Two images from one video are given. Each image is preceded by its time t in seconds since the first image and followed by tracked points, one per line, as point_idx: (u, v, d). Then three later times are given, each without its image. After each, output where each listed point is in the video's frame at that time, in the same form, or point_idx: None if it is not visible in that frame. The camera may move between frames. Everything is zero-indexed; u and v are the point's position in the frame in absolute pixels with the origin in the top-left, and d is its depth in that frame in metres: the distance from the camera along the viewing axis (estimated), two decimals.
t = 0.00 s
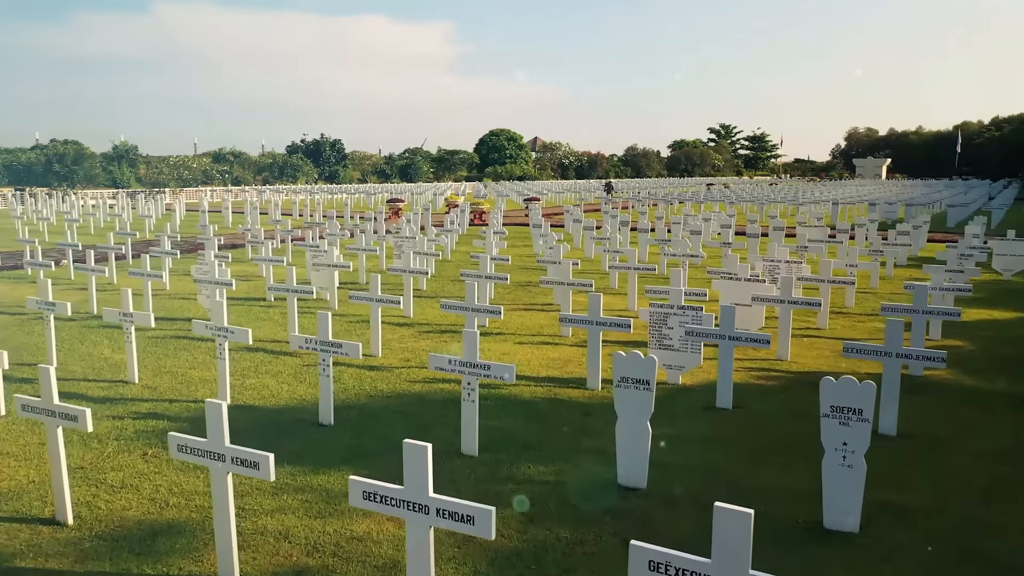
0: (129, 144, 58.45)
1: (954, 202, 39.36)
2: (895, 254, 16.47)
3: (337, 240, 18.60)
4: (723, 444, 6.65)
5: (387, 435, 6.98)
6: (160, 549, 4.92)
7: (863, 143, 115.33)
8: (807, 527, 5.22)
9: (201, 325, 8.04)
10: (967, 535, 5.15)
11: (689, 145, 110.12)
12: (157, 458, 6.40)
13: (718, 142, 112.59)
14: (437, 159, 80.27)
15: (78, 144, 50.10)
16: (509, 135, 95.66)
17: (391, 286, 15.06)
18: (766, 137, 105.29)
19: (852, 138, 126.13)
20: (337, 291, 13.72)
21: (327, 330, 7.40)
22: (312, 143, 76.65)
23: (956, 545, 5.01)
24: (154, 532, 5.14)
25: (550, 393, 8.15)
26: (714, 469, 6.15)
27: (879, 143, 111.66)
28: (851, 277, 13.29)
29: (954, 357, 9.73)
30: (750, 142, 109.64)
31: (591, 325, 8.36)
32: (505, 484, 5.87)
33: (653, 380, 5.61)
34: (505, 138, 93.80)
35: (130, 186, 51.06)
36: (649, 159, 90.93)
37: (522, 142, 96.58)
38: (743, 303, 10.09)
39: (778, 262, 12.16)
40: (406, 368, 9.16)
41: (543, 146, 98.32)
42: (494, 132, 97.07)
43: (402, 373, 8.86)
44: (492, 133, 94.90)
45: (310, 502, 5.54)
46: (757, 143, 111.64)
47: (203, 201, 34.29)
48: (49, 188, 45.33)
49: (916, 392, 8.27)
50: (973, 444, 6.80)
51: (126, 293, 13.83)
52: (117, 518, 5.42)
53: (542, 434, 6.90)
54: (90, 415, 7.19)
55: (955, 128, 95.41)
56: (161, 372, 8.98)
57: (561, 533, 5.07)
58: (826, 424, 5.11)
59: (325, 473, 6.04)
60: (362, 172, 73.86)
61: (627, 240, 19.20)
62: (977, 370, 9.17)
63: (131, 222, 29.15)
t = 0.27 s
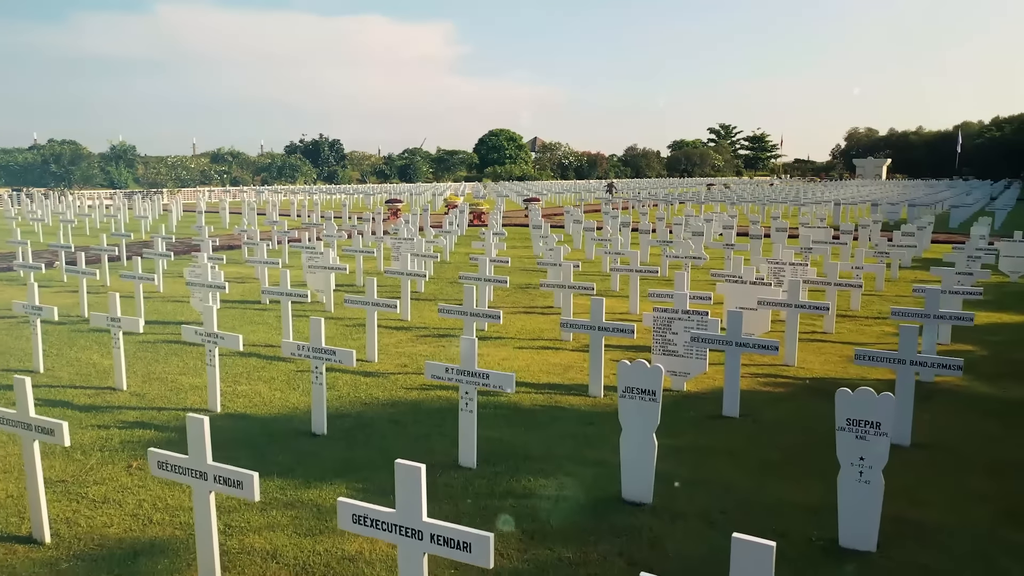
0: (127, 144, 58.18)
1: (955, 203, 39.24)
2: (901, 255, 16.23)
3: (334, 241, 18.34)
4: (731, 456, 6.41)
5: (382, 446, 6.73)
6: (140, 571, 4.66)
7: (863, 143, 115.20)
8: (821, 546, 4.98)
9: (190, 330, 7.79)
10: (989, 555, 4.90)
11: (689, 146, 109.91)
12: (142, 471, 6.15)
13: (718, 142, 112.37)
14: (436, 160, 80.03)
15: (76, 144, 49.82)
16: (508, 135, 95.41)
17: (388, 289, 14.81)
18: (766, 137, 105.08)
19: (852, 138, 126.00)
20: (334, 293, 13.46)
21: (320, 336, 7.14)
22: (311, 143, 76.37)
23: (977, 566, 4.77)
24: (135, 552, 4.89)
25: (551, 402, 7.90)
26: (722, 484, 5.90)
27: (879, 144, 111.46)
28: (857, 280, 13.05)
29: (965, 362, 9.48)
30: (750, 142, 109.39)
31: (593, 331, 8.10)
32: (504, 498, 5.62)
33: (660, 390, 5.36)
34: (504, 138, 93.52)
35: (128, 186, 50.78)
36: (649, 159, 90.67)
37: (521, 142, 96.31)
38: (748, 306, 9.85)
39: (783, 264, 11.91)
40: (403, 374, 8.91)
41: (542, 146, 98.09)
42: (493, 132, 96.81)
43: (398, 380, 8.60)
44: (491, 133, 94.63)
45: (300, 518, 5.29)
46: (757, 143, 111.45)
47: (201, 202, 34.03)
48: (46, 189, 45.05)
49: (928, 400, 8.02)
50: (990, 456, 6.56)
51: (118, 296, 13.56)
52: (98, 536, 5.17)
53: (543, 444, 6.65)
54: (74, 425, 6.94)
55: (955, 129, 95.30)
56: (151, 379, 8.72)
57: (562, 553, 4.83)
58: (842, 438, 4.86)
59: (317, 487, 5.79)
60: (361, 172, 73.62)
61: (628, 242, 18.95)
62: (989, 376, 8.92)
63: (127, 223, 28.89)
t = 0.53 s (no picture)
0: (125, 144, 57.95)
1: (957, 203, 39.05)
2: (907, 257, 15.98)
3: (331, 243, 18.08)
4: (740, 468, 6.15)
5: (377, 456, 6.47)
6: None
7: (864, 143, 115.02)
8: (837, 566, 4.73)
9: (179, 336, 7.53)
10: None
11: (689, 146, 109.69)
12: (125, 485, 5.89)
13: (718, 142, 112.18)
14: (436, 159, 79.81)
15: (73, 144, 49.58)
16: (508, 135, 95.18)
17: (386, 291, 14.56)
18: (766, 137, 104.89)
19: (852, 138, 125.87)
20: (330, 296, 13.20)
21: (313, 343, 6.88)
22: (310, 143, 76.13)
23: None
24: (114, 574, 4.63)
25: (553, 410, 7.65)
26: (732, 499, 5.64)
27: (879, 144, 111.28)
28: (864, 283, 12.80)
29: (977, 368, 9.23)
30: (750, 142, 109.18)
31: (596, 336, 7.86)
32: (504, 514, 5.36)
33: (667, 402, 5.11)
34: (504, 138, 93.26)
35: (126, 186, 50.54)
36: (649, 159, 90.43)
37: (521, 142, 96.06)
38: (753, 310, 9.60)
39: (789, 266, 11.66)
40: (399, 380, 8.65)
41: (542, 146, 97.88)
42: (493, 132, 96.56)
43: (395, 387, 8.35)
44: (491, 133, 94.37)
45: (289, 537, 5.03)
46: (757, 143, 111.28)
47: (198, 202, 33.81)
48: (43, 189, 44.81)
49: (941, 408, 7.77)
50: (1008, 468, 6.31)
51: (110, 299, 13.31)
52: (76, 555, 4.91)
53: (545, 456, 6.40)
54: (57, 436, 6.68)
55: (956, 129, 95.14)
56: (139, 386, 8.46)
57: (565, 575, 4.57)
58: (860, 454, 4.61)
59: (307, 503, 5.54)
60: (360, 172, 73.37)
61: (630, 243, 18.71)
62: (1002, 383, 8.67)
63: (123, 224, 28.64)
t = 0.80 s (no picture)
0: (122, 144, 57.67)
1: (959, 204, 38.85)
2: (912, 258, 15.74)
3: (328, 245, 17.82)
4: (750, 482, 5.91)
5: (371, 468, 6.21)
6: None
7: (864, 143, 114.82)
8: None
9: (167, 343, 7.28)
10: None
11: (689, 146, 109.44)
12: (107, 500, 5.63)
13: (718, 143, 111.99)
14: (436, 159, 79.69)
15: (70, 144, 49.29)
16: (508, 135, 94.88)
17: (383, 294, 14.31)
18: (766, 138, 104.70)
19: (852, 138, 125.73)
20: (326, 298, 12.94)
21: (305, 350, 6.61)
22: (309, 143, 75.85)
23: None
24: None
25: (554, 419, 7.39)
26: (742, 515, 5.40)
27: (879, 144, 111.18)
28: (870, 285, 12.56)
29: (990, 373, 8.98)
30: (750, 142, 108.94)
31: (599, 342, 7.60)
32: (503, 532, 5.11)
33: (675, 415, 4.86)
34: (503, 138, 92.97)
35: (123, 186, 50.25)
36: (649, 159, 90.16)
37: (520, 142, 95.78)
38: (759, 315, 9.36)
39: (794, 269, 11.41)
40: (395, 387, 8.40)
41: (541, 146, 97.61)
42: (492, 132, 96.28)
43: (390, 395, 8.09)
44: (491, 133, 94.08)
45: (276, 558, 4.77)
46: (757, 143, 111.09)
47: (195, 203, 33.54)
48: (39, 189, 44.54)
49: (954, 417, 7.53)
50: None
51: (102, 303, 13.04)
52: None
53: (546, 469, 6.14)
54: (38, 447, 6.42)
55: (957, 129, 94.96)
56: (127, 393, 8.20)
57: None
58: (878, 470, 4.37)
59: (297, 519, 5.29)
60: (359, 172, 73.09)
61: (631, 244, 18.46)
62: (1016, 389, 8.42)
63: (119, 225, 28.39)
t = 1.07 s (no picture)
0: (120, 144, 57.41)
1: (961, 205, 38.66)
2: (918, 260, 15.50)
3: (324, 246, 17.55)
4: (760, 496, 5.66)
5: (365, 480, 5.95)
6: None
7: (863, 143, 114.67)
8: None
9: (154, 350, 7.02)
10: None
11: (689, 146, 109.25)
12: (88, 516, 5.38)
13: (718, 143, 111.78)
14: (435, 159, 79.50)
15: (68, 144, 49.03)
16: (507, 135, 94.62)
17: (381, 297, 14.06)
18: (766, 138, 104.50)
19: (851, 138, 126.04)
20: (321, 301, 12.68)
21: (296, 357, 6.35)
22: (308, 143, 75.59)
23: None
24: None
25: (555, 428, 7.14)
26: (754, 533, 5.14)
27: (879, 144, 111.02)
28: (877, 287, 12.31)
29: (1003, 378, 8.74)
30: (750, 142, 108.72)
31: (601, 348, 7.35)
32: (503, 551, 4.85)
33: (684, 429, 4.61)
34: (503, 138, 92.71)
35: (121, 186, 49.98)
36: (649, 159, 89.90)
37: (520, 142, 95.54)
38: (764, 319, 9.09)
39: (800, 271, 11.16)
40: (391, 395, 8.15)
41: (541, 146, 97.38)
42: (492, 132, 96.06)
43: (386, 403, 7.84)
44: (490, 133, 93.81)
45: None
46: (757, 143, 110.89)
47: (192, 203, 33.28)
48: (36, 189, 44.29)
49: (969, 425, 7.28)
50: None
51: (93, 306, 12.79)
52: None
53: (547, 482, 5.88)
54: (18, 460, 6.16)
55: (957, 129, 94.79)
56: (115, 401, 7.94)
57: None
58: (900, 489, 4.12)
59: (286, 537, 5.03)
60: (358, 172, 72.89)
61: (632, 246, 18.22)
62: None
63: (115, 225, 28.13)
